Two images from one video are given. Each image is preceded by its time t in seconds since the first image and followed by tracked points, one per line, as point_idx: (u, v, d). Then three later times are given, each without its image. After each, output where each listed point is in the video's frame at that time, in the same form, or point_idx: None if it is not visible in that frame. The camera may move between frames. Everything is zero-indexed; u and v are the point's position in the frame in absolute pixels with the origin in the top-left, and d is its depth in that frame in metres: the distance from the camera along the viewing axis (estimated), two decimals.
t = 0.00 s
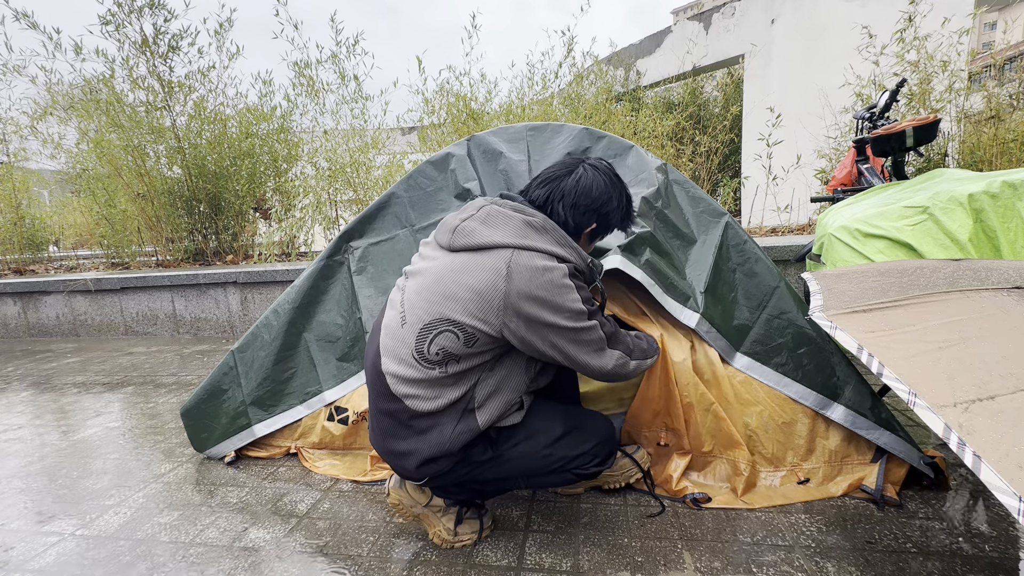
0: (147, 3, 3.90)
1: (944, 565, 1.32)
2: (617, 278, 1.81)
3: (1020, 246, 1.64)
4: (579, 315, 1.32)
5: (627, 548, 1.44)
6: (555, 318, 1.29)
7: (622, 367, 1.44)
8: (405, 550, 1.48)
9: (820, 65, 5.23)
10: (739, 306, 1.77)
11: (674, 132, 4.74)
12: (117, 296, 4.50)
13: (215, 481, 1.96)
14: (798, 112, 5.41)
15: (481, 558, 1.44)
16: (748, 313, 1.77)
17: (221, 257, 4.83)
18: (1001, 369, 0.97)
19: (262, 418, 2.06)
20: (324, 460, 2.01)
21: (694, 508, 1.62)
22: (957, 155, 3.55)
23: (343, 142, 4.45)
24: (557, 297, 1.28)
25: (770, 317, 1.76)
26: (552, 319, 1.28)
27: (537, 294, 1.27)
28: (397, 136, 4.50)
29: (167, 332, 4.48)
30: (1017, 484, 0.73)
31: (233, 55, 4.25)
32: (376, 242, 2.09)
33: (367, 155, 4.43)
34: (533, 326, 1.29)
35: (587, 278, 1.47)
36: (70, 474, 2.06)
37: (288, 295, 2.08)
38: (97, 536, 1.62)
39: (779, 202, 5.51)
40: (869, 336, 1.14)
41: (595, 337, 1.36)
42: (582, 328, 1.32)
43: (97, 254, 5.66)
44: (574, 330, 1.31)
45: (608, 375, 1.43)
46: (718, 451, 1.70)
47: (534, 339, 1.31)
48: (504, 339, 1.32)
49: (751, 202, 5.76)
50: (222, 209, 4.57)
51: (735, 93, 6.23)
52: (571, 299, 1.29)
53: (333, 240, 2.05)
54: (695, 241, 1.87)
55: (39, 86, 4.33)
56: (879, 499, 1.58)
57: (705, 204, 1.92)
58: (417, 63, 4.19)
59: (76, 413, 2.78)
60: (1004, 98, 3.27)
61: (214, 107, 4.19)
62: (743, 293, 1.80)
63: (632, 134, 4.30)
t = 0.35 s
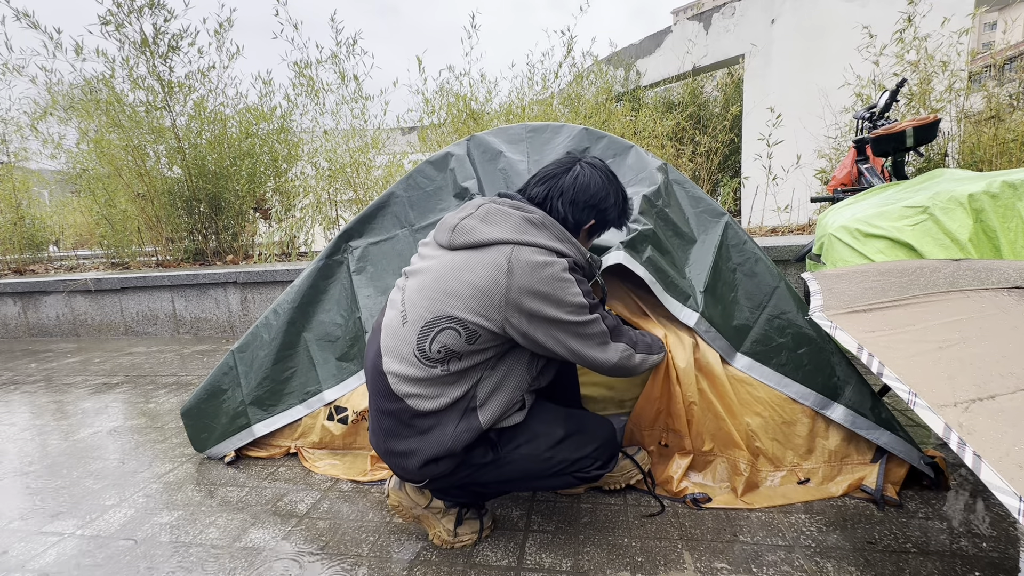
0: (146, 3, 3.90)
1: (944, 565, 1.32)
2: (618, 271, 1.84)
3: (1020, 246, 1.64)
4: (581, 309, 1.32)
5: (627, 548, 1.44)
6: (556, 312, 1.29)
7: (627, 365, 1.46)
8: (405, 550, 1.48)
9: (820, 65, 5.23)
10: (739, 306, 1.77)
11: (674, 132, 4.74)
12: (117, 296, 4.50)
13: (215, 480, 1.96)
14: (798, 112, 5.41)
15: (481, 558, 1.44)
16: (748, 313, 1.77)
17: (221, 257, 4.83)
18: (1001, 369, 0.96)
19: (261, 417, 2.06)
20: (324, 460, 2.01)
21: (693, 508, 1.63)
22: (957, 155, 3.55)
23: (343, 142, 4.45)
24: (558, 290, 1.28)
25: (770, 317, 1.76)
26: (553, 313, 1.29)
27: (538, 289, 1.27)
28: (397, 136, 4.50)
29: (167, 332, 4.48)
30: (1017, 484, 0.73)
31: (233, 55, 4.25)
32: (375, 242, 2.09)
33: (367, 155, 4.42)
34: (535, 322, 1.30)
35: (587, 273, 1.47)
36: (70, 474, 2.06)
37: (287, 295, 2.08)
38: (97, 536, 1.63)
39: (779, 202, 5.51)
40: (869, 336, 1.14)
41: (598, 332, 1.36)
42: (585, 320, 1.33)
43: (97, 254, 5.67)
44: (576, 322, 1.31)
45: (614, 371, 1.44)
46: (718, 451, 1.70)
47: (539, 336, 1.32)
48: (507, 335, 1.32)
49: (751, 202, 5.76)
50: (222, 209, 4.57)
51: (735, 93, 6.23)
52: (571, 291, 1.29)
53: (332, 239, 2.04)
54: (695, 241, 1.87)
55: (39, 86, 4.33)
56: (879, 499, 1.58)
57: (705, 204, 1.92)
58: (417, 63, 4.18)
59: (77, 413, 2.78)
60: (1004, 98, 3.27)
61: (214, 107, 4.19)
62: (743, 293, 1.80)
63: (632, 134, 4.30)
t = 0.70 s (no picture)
0: (146, 3, 3.90)
1: (944, 565, 1.32)
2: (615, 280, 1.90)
3: (1020, 246, 1.64)
4: (576, 306, 1.33)
5: (627, 548, 1.44)
6: (553, 304, 1.29)
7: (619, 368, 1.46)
8: (405, 550, 1.48)
9: (820, 65, 5.23)
10: (739, 307, 1.78)
11: (674, 132, 4.74)
12: (117, 296, 4.50)
13: (215, 480, 1.96)
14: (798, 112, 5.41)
15: (481, 558, 1.44)
16: (747, 313, 1.77)
17: (221, 257, 4.83)
18: (1001, 369, 0.96)
19: (260, 417, 2.06)
20: (324, 460, 2.01)
21: (693, 508, 1.62)
22: (957, 155, 3.55)
23: (343, 142, 4.44)
24: (553, 282, 1.28)
25: (770, 318, 1.76)
26: (550, 304, 1.29)
27: (534, 281, 1.27)
28: (397, 136, 4.50)
29: (167, 332, 4.48)
30: (1017, 484, 0.73)
31: (233, 55, 4.25)
32: (374, 242, 2.09)
33: (367, 155, 4.42)
34: (533, 314, 1.29)
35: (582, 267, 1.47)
36: (70, 474, 2.06)
37: (286, 294, 2.08)
38: (96, 536, 1.62)
39: (779, 202, 5.51)
40: (869, 336, 1.14)
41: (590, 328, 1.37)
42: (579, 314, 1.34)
43: (97, 254, 5.66)
44: (572, 315, 1.32)
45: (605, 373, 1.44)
46: (719, 452, 1.70)
47: (536, 331, 1.30)
48: (504, 330, 1.31)
49: (751, 202, 5.76)
50: (222, 209, 4.57)
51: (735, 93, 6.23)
52: (565, 283, 1.30)
53: (331, 239, 2.04)
54: (694, 242, 1.87)
55: (39, 86, 4.33)
56: (879, 499, 1.58)
57: (704, 205, 1.92)
58: (417, 63, 4.18)
59: (77, 413, 2.78)
60: (1004, 98, 3.27)
61: (214, 107, 4.19)
62: (742, 293, 1.80)
63: (632, 134, 4.30)
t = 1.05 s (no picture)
0: (146, 3, 3.90)
1: (944, 564, 1.32)
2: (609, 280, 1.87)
3: (1020, 247, 1.64)
4: (562, 304, 1.27)
5: (627, 548, 1.44)
6: (537, 291, 1.26)
7: (597, 386, 1.35)
8: (405, 550, 1.48)
9: (820, 65, 5.23)
10: (739, 306, 1.78)
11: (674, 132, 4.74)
12: (117, 296, 4.50)
13: (215, 480, 1.96)
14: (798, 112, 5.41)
15: (481, 558, 1.44)
16: (747, 313, 1.77)
17: (221, 257, 4.83)
18: (1002, 369, 0.96)
19: (260, 418, 2.06)
20: (324, 460, 2.01)
21: (693, 508, 1.62)
22: (957, 155, 3.55)
23: (343, 142, 4.44)
24: (541, 265, 1.27)
25: (770, 318, 1.76)
26: (534, 290, 1.26)
27: (519, 261, 1.27)
28: (397, 136, 4.50)
29: (167, 332, 4.48)
30: (1017, 483, 0.73)
31: (233, 55, 4.26)
32: (376, 243, 2.08)
33: (367, 155, 4.42)
34: (515, 298, 1.27)
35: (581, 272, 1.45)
36: (70, 474, 2.06)
37: (288, 295, 2.07)
38: (96, 536, 1.62)
39: (779, 202, 5.51)
40: (869, 336, 1.14)
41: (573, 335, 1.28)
42: (565, 313, 1.26)
43: (97, 254, 5.66)
44: (557, 311, 1.26)
45: (578, 389, 1.33)
46: (718, 452, 1.71)
47: (516, 318, 1.27)
48: (488, 312, 1.30)
49: (751, 203, 5.76)
50: (222, 209, 4.57)
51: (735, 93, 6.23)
52: (554, 271, 1.27)
53: (333, 240, 2.03)
54: (694, 243, 1.87)
55: (39, 86, 4.33)
56: (879, 499, 1.58)
57: (705, 204, 1.91)
58: (417, 63, 4.18)
59: (77, 413, 2.78)
60: (1004, 98, 3.27)
61: (214, 107, 4.19)
62: (742, 293, 1.80)
63: (632, 134, 4.30)
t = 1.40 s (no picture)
0: (146, 2, 3.90)
1: (944, 565, 1.32)
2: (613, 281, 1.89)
3: (1020, 247, 1.64)
4: (569, 294, 1.26)
5: (627, 548, 1.44)
6: (546, 279, 1.26)
7: (599, 382, 1.32)
8: (405, 550, 1.48)
9: (820, 65, 5.23)
10: (739, 307, 1.78)
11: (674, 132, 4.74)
12: (117, 296, 4.50)
13: (215, 480, 1.96)
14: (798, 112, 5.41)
15: (481, 558, 1.44)
16: (747, 314, 1.78)
17: (221, 257, 4.83)
18: (1002, 369, 0.96)
19: (260, 418, 2.06)
20: (324, 460, 2.01)
21: (693, 508, 1.62)
22: (957, 155, 3.55)
23: (343, 141, 4.44)
24: (551, 254, 1.28)
25: (770, 318, 1.77)
26: (542, 278, 1.26)
27: (530, 249, 1.28)
28: (397, 135, 4.50)
29: (167, 332, 4.48)
30: (1017, 483, 0.73)
31: (233, 55, 4.25)
32: (376, 243, 2.08)
33: (367, 155, 4.42)
34: (524, 284, 1.27)
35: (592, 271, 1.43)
36: (70, 474, 2.06)
37: (287, 295, 2.07)
38: (96, 536, 1.62)
39: (779, 202, 5.51)
40: (869, 336, 1.14)
41: (578, 330, 1.26)
42: (571, 304, 1.25)
43: (97, 254, 5.66)
44: (563, 301, 1.25)
45: (578, 383, 1.30)
46: (718, 453, 1.70)
47: (522, 305, 1.27)
48: (498, 299, 1.32)
49: (751, 203, 5.75)
50: (223, 209, 4.57)
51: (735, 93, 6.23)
52: (564, 262, 1.28)
53: (332, 239, 2.03)
54: (694, 244, 1.87)
55: (39, 86, 4.33)
56: (879, 499, 1.58)
57: (704, 204, 1.90)
58: (417, 63, 4.18)
59: (77, 413, 2.78)
60: (1004, 98, 3.27)
61: (214, 107, 4.20)
62: (742, 294, 1.80)
63: (632, 134, 4.30)
